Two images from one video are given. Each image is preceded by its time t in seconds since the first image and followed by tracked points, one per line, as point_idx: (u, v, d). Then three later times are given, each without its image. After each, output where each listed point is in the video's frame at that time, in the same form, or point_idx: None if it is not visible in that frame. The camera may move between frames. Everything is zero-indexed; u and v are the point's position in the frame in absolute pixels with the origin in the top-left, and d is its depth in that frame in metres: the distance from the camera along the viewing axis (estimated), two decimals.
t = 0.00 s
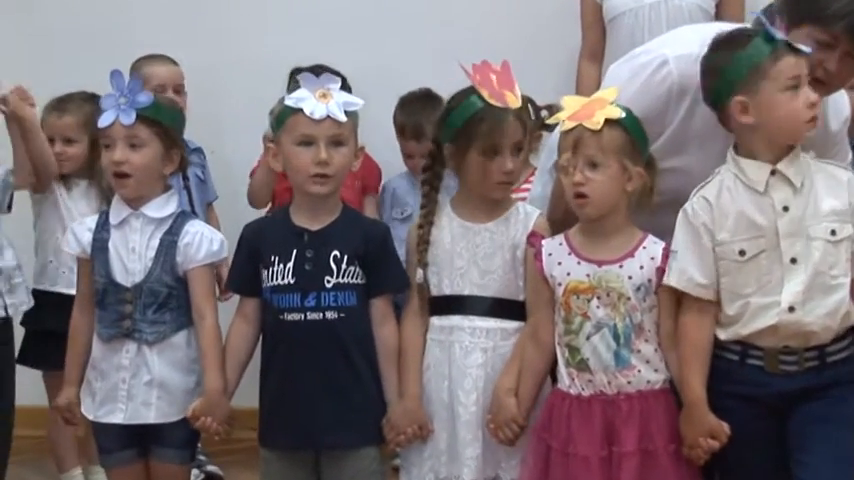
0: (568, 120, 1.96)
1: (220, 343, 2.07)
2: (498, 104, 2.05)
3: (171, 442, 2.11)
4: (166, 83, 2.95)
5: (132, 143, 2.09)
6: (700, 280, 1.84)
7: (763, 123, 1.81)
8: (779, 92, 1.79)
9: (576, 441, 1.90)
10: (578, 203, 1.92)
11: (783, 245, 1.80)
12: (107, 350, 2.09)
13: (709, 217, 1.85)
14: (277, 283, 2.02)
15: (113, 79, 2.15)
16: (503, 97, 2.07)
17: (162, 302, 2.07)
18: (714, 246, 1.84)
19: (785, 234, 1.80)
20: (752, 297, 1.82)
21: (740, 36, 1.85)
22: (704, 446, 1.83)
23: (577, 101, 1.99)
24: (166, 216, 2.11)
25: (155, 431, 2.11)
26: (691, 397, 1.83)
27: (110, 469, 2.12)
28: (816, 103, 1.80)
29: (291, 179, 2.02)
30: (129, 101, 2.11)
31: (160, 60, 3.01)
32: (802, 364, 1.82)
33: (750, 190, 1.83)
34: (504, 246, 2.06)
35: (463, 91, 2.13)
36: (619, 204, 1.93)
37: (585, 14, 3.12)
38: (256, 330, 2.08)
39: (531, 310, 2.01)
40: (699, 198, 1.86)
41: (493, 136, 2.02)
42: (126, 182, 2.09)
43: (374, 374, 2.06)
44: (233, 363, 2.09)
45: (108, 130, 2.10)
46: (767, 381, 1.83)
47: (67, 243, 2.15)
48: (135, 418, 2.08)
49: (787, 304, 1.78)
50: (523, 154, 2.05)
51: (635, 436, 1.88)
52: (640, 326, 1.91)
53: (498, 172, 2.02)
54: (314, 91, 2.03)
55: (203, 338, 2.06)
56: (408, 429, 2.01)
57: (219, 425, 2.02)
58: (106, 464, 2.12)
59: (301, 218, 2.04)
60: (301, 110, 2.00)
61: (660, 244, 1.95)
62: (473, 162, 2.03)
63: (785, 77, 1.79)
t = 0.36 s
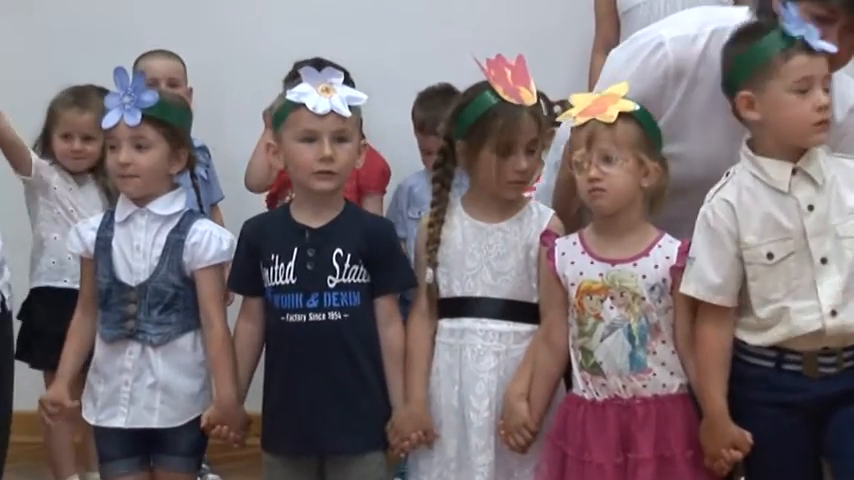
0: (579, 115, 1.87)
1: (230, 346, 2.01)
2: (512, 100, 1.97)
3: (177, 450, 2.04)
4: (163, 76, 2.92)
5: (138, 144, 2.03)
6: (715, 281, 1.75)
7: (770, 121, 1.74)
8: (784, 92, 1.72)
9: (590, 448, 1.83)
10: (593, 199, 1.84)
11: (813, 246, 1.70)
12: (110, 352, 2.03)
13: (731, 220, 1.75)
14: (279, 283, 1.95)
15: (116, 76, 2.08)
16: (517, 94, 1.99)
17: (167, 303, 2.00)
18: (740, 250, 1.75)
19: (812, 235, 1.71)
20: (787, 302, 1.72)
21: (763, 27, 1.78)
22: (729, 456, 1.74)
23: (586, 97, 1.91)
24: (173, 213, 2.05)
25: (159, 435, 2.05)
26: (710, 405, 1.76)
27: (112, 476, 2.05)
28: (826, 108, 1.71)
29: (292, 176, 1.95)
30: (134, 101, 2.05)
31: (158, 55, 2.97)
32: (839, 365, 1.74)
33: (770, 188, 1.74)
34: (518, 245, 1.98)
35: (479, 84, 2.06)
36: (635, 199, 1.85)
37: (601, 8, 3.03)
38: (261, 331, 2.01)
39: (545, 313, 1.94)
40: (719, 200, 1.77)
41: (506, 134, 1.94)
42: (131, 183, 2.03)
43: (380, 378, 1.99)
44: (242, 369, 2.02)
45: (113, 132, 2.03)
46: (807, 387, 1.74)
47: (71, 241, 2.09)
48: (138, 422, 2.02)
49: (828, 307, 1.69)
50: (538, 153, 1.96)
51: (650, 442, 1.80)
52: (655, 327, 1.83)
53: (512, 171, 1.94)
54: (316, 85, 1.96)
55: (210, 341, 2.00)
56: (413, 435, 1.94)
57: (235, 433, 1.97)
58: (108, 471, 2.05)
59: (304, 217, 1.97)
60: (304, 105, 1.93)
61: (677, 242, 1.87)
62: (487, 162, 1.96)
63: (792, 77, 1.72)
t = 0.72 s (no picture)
0: (594, 111, 1.82)
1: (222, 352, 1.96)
2: (502, 97, 1.93)
3: (165, 458, 1.98)
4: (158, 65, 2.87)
5: (129, 143, 1.98)
6: (733, 281, 1.71)
7: (775, 132, 1.70)
8: (793, 112, 1.66)
9: (598, 457, 1.76)
10: (607, 200, 1.78)
11: (819, 248, 1.67)
12: (98, 350, 1.98)
13: (739, 214, 1.72)
14: (278, 285, 1.89)
15: (100, 74, 2.02)
16: (513, 90, 1.94)
17: (160, 301, 1.95)
18: (745, 245, 1.71)
19: (820, 237, 1.67)
20: (788, 303, 1.69)
21: (793, 30, 1.70)
22: (744, 461, 1.68)
23: (601, 91, 1.85)
24: (168, 210, 2.00)
25: (145, 439, 1.98)
26: (726, 410, 1.69)
27: None
28: (835, 134, 1.64)
29: (291, 174, 1.90)
30: (121, 99, 1.99)
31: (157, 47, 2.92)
32: (843, 371, 1.69)
33: (783, 187, 1.70)
34: (529, 248, 1.92)
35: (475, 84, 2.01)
36: (649, 201, 1.79)
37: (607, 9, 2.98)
38: (258, 335, 1.96)
39: (555, 318, 1.88)
40: (729, 192, 1.74)
41: (495, 131, 1.90)
42: (126, 183, 1.98)
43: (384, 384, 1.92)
44: (232, 373, 1.96)
45: (102, 132, 1.98)
46: (809, 389, 1.70)
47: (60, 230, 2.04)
48: (124, 423, 1.96)
49: (827, 311, 1.66)
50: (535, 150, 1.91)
51: (661, 450, 1.73)
52: (669, 331, 1.77)
53: (503, 169, 1.89)
54: (313, 80, 1.91)
55: (203, 343, 1.94)
56: (421, 442, 1.88)
57: (217, 439, 1.91)
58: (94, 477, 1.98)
59: (305, 216, 1.91)
60: (300, 100, 1.89)
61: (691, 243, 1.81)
62: (479, 159, 1.92)
63: (803, 99, 1.65)
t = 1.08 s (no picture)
0: (599, 106, 1.76)
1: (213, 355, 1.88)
2: (475, 97, 1.86)
3: (150, 464, 1.90)
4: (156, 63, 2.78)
5: (113, 143, 1.90)
6: (742, 281, 1.66)
7: (774, 121, 1.66)
8: (789, 98, 1.63)
9: (609, 463, 1.70)
10: (610, 195, 1.72)
11: (824, 244, 1.63)
12: (80, 352, 1.90)
13: (743, 213, 1.68)
14: (276, 287, 1.82)
15: (80, 71, 1.94)
16: (490, 90, 1.86)
17: (143, 303, 1.88)
18: (749, 244, 1.67)
19: (825, 233, 1.63)
20: (793, 301, 1.64)
21: (789, 18, 1.67)
22: (758, 468, 1.62)
23: (607, 86, 1.79)
24: (153, 209, 1.92)
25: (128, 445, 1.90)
26: (740, 416, 1.64)
27: None
28: (832, 120, 1.61)
29: (288, 173, 1.84)
30: (102, 98, 1.91)
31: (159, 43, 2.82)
32: None
33: (786, 185, 1.67)
34: (533, 250, 1.85)
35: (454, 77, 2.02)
36: (654, 201, 1.73)
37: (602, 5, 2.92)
38: (253, 338, 1.90)
39: (558, 322, 1.81)
40: (732, 192, 1.70)
41: (467, 135, 1.85)
42: (108, 184, 1.91)
43: (384, 389, 1.85)
44: (228, 381, 1.90)
45: (85, 132, 1.90)
46: (816, 394, 1.64)
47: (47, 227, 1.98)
48: (105, 428, 1.88)
49: (834, 307, 1.61)
50: (512, 150, 1.83)
51: (675, 458, 1.67)
52: (681, 334, 1.71)
53: (479, 172, 1.84)
54: (309, 75, 1.84)
55: (193, 346, 1.87)
56: (425, 447, 1.82)
57: (215, 445, 1.84)
58: None
59: (304, 216, 1.85)
60: (296, 97, 1.82)
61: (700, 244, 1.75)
62: (461, 161, 1.89)
63: (798, 85, 1.62)
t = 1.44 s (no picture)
0: (600, 102, 1.73)
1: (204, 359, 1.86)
2: (457, 98, 1.83)
3: (143, 472, 1.87)
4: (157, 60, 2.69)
5: (103, 142, 1.88)
6: (741, 281, 1.65)
7: (772, 115, 1.65)
8: (783, 88, 1.62)
9: (608, 468, 1.67)
10: (601, 194, 1.70)
11: (823, 243, 1.61)
12: (70, 357, 1.87)
13: (740, 212, 1.66)
14: (270, 289, 1.80)
15: (69, 69, 1.92)
16: (470, 91, 1.83)
17: (134, 306, 1.85)
18: (746, 243, 1.65)
19: (823, 231, 1.61)
20: (791, 301, 1.62)
21: (789, 10, 1.66)
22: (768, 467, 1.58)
23: (613, 83, 1.76)
24: (143, 210, 1.89)
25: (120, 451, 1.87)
26: (748, 416, 1.61)
27: None
28: (826, 112, 1.59)
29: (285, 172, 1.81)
30: (92, 97, 1.88)
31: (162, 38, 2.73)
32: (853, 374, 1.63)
33: (785, 183, 1.65)
34: (524, 253, 1.82)
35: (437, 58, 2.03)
36: (649, 201, 1.70)
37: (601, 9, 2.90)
38: (247, 340, 1.87)
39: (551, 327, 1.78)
40: (729, 191, 1.68)
41: (450, 137, 1.83)
42: (99, 183, 1.88)
43: (381, 395, 1.83)
44: (220, 386, 1.87)
45: (74, 130, 1.88)
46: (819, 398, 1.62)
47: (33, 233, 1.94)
48: (98, 434, 1.85)
49: (832, 306, 1.59)
50: (494, 151, 1.80)
51: (675, 462, 1.65)
52: (681, 337, 1.69)
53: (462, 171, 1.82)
54: (307, 74, 1.82)
55: (185, 351, 1.85)
56: (422, 453, 1.79)
57: (203, 450, 1.82)
58: None
59: (300, 217, 1.83)
60: (293, 96, 1.80)
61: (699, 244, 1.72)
62: (449, 164, 1.86)
63: (792, 74, 1.61)
